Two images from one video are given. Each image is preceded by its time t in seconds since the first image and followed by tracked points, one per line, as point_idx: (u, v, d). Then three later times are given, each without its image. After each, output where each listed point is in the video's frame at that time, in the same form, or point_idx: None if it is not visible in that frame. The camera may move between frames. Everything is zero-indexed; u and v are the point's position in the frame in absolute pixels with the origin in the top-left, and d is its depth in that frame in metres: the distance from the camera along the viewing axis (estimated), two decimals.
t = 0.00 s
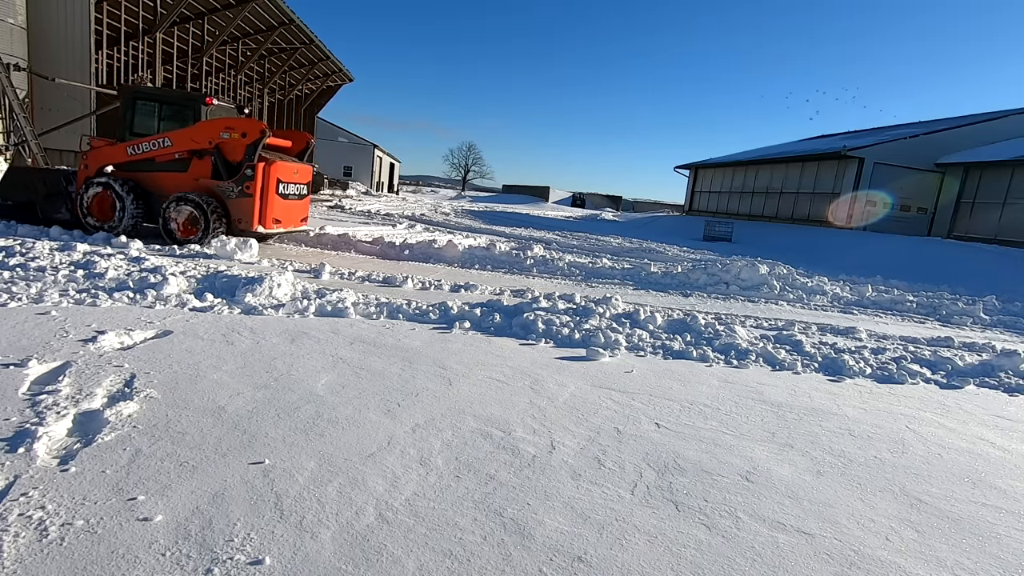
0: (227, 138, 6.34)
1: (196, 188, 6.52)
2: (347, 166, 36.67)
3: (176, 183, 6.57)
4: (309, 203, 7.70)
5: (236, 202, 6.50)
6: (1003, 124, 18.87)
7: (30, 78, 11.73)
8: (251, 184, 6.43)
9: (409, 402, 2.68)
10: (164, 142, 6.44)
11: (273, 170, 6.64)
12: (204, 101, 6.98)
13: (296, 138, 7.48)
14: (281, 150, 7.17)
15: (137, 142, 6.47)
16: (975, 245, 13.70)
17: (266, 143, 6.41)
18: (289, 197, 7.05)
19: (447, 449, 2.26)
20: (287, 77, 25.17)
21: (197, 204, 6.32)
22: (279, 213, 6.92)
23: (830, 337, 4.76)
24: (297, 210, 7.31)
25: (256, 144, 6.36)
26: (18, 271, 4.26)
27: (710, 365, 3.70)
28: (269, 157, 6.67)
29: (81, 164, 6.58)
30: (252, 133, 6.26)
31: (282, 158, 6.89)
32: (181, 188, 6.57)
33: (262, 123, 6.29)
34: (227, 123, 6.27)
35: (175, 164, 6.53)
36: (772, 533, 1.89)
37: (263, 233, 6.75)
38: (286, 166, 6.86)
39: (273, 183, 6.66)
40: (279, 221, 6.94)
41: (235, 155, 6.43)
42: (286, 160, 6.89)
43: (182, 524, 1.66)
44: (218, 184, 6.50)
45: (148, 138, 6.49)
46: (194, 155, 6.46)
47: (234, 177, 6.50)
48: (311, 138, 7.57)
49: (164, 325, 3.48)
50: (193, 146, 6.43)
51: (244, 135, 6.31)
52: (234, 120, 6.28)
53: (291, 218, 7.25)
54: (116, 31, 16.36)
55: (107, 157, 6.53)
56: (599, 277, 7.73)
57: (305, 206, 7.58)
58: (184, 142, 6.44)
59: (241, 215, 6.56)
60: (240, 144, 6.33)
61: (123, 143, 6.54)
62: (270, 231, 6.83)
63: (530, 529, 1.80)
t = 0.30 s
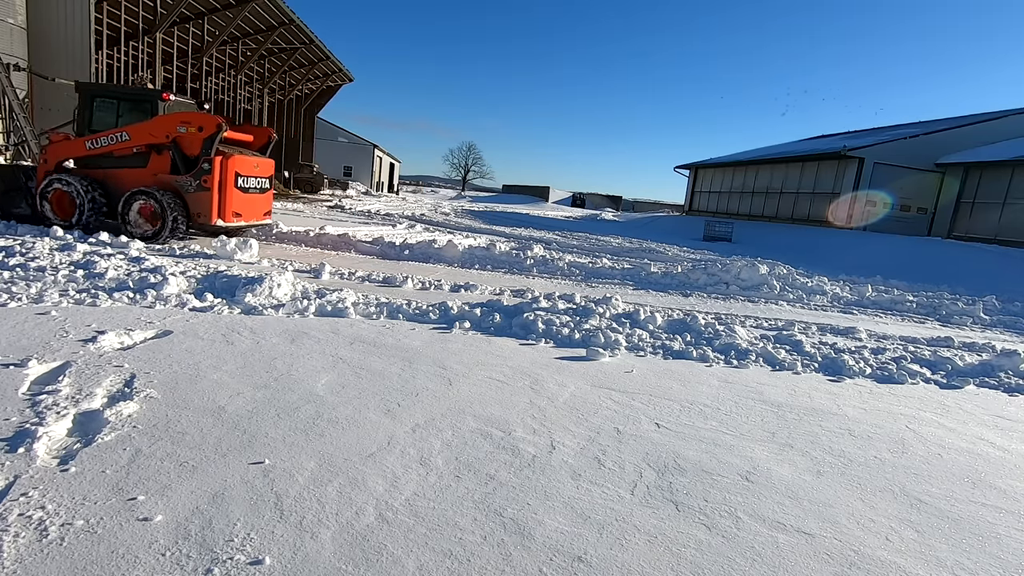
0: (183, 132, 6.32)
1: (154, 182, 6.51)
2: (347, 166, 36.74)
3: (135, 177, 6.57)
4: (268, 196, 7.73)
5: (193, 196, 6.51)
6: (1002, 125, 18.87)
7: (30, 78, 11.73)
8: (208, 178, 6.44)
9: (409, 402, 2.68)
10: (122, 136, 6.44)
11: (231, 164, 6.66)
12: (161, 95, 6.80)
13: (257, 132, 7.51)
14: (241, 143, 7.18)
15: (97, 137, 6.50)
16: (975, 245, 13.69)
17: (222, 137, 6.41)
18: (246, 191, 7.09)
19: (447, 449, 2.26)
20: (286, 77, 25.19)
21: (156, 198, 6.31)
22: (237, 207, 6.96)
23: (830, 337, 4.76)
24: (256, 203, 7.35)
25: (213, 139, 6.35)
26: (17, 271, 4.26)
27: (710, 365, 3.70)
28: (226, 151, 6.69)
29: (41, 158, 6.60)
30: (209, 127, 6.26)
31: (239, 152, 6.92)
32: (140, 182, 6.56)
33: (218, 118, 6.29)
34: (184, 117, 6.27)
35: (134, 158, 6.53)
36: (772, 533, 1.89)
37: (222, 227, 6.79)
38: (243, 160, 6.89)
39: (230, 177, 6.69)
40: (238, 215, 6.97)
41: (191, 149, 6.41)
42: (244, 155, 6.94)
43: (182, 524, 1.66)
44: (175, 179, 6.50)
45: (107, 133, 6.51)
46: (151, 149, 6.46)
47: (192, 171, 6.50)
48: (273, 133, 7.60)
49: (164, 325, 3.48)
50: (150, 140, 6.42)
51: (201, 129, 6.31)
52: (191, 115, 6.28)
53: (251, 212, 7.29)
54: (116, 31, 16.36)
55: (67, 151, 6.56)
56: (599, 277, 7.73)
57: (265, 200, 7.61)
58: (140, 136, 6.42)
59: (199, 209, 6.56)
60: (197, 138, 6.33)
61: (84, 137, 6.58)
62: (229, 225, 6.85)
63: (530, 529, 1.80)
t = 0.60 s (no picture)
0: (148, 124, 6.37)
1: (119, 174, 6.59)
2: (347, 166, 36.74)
3: (101, 168, 6.65)
4: (240, 190, 7.72)
5: (158, 190, 6.55)
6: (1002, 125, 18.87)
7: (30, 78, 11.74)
8: (172, 171, 6.46)
9: (409, 402, 2.68)
10: (86, 126, 6.48)
11: (196, 157, 6.69)
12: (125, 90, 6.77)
13: (227, 127, 7.62)
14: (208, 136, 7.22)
15: (62, 125, 6.56)
16: (975, 245, 13.70)
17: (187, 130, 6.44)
18: (214, 184, 7.10)
19: (447, 449, 2.26)
20: (287, 77, 25.19)
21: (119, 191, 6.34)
22: (205, 200, 6.95)
23: (830, 337, 4.76)
24: (226, 196, 7.33)
25: (177, 132, 6.39)
26: (18, 271, 4.26)
27: (710, 365, 3.70)
28: (191, 144, 6.71)
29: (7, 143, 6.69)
30: (173, 120, 6.31)
31: (204, 145, 6.92)
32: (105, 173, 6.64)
33: (183, 111, 6.32)
34: (149, 110, 6.31)
35: (99, 148, 6.59)
36: (772, 533, 1.89)
37: (189, 221, 6.79)
38: (209, 153, 6.88)
39: (195, 170, 6.69)
40: (205, 208, 6.96)
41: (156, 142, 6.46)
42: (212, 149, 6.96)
43: (182, 523, 1.66)
44: (141, 173, 6.56)
45: (71, 121, 6.55)
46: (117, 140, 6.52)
47: (157, 163, 6.53)
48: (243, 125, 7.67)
49: (164, 325, 3.48)
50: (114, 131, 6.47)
51: (165, 121, 6.35)
52: (156, 107, 6.32)
53: (220, 205, 7.27)
54: (116, 31, 16.36)
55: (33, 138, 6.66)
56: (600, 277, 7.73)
57: (236, 193, 7.59)
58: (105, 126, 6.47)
59: (164, 203, 6.58)
60: (161, 130, 6.37)
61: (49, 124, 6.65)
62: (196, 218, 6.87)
63: (530, 528, 1.80)
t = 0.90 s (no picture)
0: (123, 117, 6.42)
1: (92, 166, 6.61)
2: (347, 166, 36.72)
3: (74, 160, 6.66)
4: (215, 184, 7.83)
5: (134, 184, 6.62)
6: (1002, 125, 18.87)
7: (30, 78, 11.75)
8: (148, 165, 6.54)
9: (409, 402, 2.68)
10: (62, 116, 6.52)
11: (171, 151, 6.77)
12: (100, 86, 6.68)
13: (205, 123, 7.71)
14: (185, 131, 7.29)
15: (39, 114, 6.59)
16: (976, 245, 13.69)
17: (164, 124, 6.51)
18: (190, 178, 7.18)
19: (447, 449, 2.26)
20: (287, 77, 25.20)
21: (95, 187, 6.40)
22: (181, 193, 7.05)
23: (830, 337, 4.76)
24: (202, 190, 7.43)
25: (153, 126, 6.45)
26: (18, 271, 4.26)
27: (711, 365, 3.70)
28: (166, 138, 6.78)
29: None
30: (149, 114, 6.36)
31: (179, 140, 7.00)
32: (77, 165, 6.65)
33: (160, 106, 6.39)
34: (125, 103, 6.36)
35: (73, 138, 6.62)
36: (772, 533, 1.89)
37: (166, 214, 6.89)
38: (184, 147, 6.98)
39: (171, 164, 6.78)
40: (182, 201, 7.07)
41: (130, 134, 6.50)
42: (187, 143, 7.05)
43: (182, 524, 1.66)
44: (116, 167, 6.61)
45: (47, 110, 6.59)
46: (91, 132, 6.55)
47: (133, 157, 6.61)
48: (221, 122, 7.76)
49: (164, 325, 3.48)
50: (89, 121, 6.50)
51: (141, 115, 6.39)
52: (133, 101, 6.37)
53: (196, 199, 7.39)
54: (116, 31, 16.37)
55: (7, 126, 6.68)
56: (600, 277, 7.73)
57: (212, 188, 7.69)
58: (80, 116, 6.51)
59: (141, 197, 6.65)
60: (137, 124, 6.41)
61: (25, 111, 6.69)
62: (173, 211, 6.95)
63: (531, 528, 1.80)
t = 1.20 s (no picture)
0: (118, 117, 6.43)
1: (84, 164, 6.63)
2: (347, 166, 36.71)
3: (66, 157, 6.67)
4: (208, 187, 7.88)
5: (125, 185, 6.65)
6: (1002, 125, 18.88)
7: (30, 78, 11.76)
8: (139, 167, 6.59)
9: (409, 402, 2.68)
10: (56, 110, 6.49)
11: (164, 154, 6.81)
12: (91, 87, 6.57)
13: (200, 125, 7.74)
14: (178, 133, 7.32)
15: (31, 105, 6.53)
16: (976, 245, 13.68)
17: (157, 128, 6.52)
18: (182, 180, 7.22)
19: (447, 449, 2.26)
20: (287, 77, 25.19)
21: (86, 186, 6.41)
22: (172, 196, 7.09)
23: (830, 337, 4.76)
24: (194, 193, 7.48)
25: (147, 128, 6.47)
26: (18, 271, 4.26)
27: (711, 365, 3.70)
28: (158, 141, 6.82)
29: None
30: (143, 116, 6.36)
31: (172, 143, 7.05)
32: (69, 162, 6.66)
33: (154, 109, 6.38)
34: (120, 104, 6.35)
35: (66, 133, 6.61)
36: (772, 533, 1.89)
37: (156, 216, 6.91)
38: (176, 150, 7.02)
39: (163, 166, 6.83)
40: (173, 203, 7.10)
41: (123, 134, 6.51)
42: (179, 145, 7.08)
43: (182, 524, 1.66)
44: (108, 168, 6.64)
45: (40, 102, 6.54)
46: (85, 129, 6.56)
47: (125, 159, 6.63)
48: (216, 128, 7.80)
49: (164, 325, 3.48)
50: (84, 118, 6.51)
51: (136, 117, 6.39)
52: (127, 101, 6.35)
53: (188, 201, 7.42)
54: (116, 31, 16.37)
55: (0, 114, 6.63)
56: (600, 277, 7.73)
57: (204, 190, 7.74)
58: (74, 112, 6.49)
59: (132, 198, 6.69)
60: (130, 126, 6.42)
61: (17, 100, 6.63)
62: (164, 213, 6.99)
63: (531, 529, 1.80)
